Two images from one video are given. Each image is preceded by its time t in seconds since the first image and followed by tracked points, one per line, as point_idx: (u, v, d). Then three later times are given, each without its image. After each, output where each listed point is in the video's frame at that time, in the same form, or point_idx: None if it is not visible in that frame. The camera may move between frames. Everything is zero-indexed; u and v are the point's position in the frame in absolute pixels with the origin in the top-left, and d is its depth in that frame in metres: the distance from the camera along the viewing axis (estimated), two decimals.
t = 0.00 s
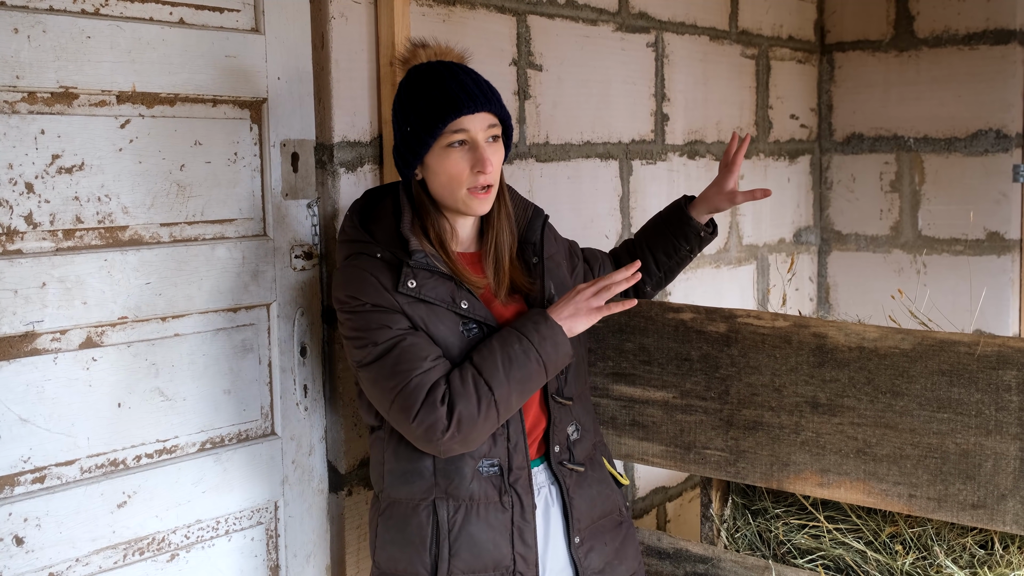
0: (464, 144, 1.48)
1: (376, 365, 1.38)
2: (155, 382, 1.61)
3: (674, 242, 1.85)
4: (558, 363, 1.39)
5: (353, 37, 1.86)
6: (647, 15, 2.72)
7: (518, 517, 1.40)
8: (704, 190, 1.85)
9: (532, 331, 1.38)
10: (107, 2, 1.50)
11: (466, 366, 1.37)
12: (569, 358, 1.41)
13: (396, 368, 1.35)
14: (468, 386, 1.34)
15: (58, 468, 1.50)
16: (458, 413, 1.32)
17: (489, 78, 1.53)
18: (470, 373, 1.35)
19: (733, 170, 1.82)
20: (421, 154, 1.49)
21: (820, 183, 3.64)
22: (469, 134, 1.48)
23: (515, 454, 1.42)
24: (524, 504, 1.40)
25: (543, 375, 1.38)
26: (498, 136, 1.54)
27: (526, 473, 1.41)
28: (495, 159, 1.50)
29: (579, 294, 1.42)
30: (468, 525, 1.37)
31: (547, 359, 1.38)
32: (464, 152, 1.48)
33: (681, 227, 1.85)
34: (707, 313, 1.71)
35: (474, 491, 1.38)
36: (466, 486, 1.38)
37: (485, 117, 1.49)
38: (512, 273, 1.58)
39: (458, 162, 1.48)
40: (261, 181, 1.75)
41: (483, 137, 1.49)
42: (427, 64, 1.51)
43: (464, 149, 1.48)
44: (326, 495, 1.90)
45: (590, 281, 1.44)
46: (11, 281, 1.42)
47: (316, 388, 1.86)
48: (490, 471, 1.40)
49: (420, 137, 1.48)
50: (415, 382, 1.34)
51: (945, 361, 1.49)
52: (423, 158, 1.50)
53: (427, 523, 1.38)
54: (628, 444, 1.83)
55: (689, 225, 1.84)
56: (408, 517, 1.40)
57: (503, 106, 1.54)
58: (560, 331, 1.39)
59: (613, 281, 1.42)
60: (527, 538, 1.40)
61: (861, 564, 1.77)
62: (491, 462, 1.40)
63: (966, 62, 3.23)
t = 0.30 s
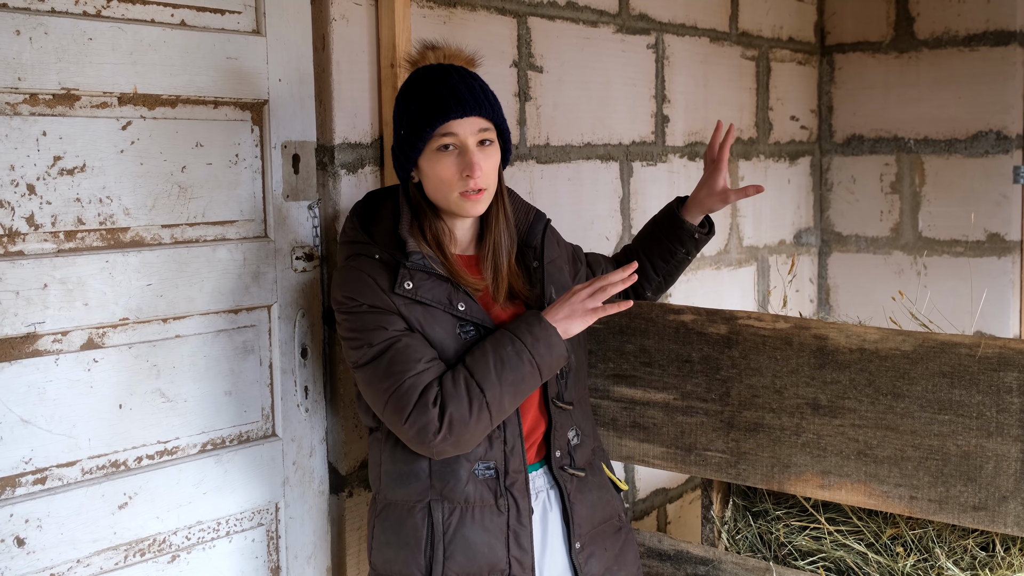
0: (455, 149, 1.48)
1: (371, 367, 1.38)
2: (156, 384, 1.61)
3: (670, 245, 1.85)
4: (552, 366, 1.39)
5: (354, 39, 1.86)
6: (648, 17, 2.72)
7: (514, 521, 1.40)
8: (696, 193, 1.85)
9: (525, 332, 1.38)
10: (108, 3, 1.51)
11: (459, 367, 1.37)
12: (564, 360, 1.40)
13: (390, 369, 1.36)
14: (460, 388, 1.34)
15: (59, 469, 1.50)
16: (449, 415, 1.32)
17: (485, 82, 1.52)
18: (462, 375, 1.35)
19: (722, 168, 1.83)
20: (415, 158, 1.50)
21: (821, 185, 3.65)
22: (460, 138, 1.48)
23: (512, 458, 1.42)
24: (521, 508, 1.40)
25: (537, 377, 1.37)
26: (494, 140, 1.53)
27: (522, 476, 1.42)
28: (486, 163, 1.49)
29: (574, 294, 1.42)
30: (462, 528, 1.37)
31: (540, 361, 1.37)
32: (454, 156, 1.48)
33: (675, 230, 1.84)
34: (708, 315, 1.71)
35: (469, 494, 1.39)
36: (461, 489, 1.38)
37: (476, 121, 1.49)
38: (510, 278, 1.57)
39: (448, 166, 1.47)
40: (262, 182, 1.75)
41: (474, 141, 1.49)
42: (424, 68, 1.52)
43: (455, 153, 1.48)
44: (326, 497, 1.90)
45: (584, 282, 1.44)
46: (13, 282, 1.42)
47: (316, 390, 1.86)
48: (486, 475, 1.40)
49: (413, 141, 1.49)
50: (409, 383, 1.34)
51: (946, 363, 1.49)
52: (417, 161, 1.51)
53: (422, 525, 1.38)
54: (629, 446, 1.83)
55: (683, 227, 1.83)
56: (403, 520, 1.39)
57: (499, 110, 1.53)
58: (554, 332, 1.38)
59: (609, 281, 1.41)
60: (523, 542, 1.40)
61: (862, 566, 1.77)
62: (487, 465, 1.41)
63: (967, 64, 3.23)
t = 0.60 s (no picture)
0: (457, 149, 1.48)
1: (369, 370, 1.38)
2: (157, 387, 1.61)
3: (643, 249, 1.83)
4: (538, 353, 1.37)
5: (355, 42, 1.86)
6: (648, 20, 2.72)
7: (515, 524, 1.40)
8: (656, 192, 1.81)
9: (505, 320, 1.36)
10: (110, 7, 1.51)
11: (450, 365, 1.36)
12: (549, 341, 1.39)
13: (387, 372, 1.36)
14: (451, 387, 1.33)
15: (60, 472, 1.50)
16: (441, 416, 1.32)
17: (488, 84, 1.53)
18: (453, 373, 1.34)
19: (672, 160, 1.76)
20: (417, 158, 1.50)
21: (821, 188, 3.65)
22: (462, 138, 1.48)
23: (513, 461, 1.42)
24: (521, 511, 1.40)
25: (524, 366, 1.36)
26: (496, 142, 1.54)
27: (523, 479, 1.41)
28: (488, 164, 1.49)
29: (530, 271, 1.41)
30: (464, 531, 1.37)
31: (521, 347, 1.35)
32: (455, 156, 1.48)
33: (643, 235, 1.82)
34: (708, 319, 1.71)
35: (471, 497, 1.38)
36: (463, 492, 1.38)
37: (479, 122, 1.49)
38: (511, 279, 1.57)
39: (450, 166, 1.47)
40: (263, 186, 1.75)
41: (476, 142, 1.49)
42: (427, 70, 1.52)
43: (457, 153, 1.48)
44: (327, 500, 1.90)
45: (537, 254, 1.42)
46: (14, 285, 1.43)
47: (317, 393, 1.86)
48: (489, 478, 1.40)
49: (415, 140, 1.49)
50: (405, 385, 1.34)
51: (947, 367, 1.49)
52: (419, 161, 1.51)
53: (424, 528, 1.38)
54: (629, 449, 1.83)
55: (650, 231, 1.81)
56: (404, 523, 1.39)
57: (502, 112, 1.54)
58: (530, 313, 1.37)
59: (553, 239, 1.39)
60: (524, 545, 1.40)
61: (862, 570, 1.78)
62: (489, 468, 1.41)
63: (967, 67, 3.23)
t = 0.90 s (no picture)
0: (471, 153, 1.47)
1: (375, 375, 1.37)
2: (156, 390, 1.61)
3: (631, 246, 1.82)
4: (536, 347, 1.38)
5: (355, 46, 1.86)
6: (648, 24, 2.73)
7: (521, 526, 1.40)
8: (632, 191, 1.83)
9: (502, 317, 1.38)
10: (110, 10, 1.51)
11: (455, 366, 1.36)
12: (546, 334, 1.40)
13: (394, 378, 1.35)
14: (458, 389, 1.33)
15: (59, 476, 1.50)
16: (450, 418, 1.32)
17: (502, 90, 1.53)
18: (458, 375, 1.34)
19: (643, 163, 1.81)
20: (429, 158, 1.49)
21: (821, 192, 3.65)
22: (478, 143, 1.47)
23: (518, 462, 1.42)
24: (527, 513, 1.40)
25: (524, 360, 1.36)
26: (507, 148, 1.54)
27: (528, 480, 1.42)
28: (501, 170, 1.50)
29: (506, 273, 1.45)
30: (472, 533, 1.37)
31: (520, 342, 1.36)
32: (470, 160, 1.47)
33: (628, 231, 1.82)
34: (708, 323, 1.71)
35: (478, 499, 1.38)
36: (470, 494, 1.38)
37: (494, 127, 1.49)
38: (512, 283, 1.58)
39: (464, 169, 1.47)
40: (263, 189, 1.75)
41: (491, 147, 1.49)
42: (443, 71, 1.51)
43: (471, 157, 1.47)
44: (326, 504, 1.90)
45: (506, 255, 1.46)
46: (14, 289, 1.43)
47: (317, 397, 1.86)
48: (495, 479, 1.40)
49: (429, 141, 1.48)
50: (414, 390, 1.33)
51: (947, 372, 1.49)
52: (430, 162, 1.50)
53: (431, 531, 1.37)
54: (629, 453, 1.83)
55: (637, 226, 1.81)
56: (410, 526, 1.38)
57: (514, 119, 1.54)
58: (524, 306, 1.39)
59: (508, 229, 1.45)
60: (529, 545, 1.40)
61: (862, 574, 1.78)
62: (495, 470, 1.41)
63: (967, 71, 3.24)
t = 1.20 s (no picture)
0: (490, 158, 1.49)
1: (393, 387, 1.35)
2: (155, 393, 1.61)
3: (650, 218, 1.85)
4: (560, 358, 1.41)
5: (355, 49, 1.86)
6: (648, 27, 2.73)
7: (532, 528, 1.40)
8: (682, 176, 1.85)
9: (528, 327, 1.39)
10: (110, 13, 1.51)
11: (480, 375, 1.37)
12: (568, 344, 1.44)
13: (417, 388, 1.33)
14: (488, 396, 1.34)
15: (58, 479, 1.49)
16: (483, 425, 1.33)
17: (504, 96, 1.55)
18: (486, 382, 1.35)
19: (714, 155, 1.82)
20: (448, 163, 1.47)
21: (821, 196, 3.65)
22: (496, 148, 1.49)
23: (525, 465, 1.43)
24: (537, 514, 1.41)
25: (548, 369, 1.40)
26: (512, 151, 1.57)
27: (536, 483, 1.43)
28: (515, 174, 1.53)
29: (545, 273, 1.45)
30: (488, 540, 1.37)
31: (549, 353, 1.39)
32: (490, 165, 1.49)
33: (655, 204, 1.85)
34: (708, 326, 1.71)
35: (490, 504, 1.38)
36: (483, 501, 1.38)
37: (509, 132, 1.51)
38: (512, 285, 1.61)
39: (485, 174, 1.49)
40: (263, 192, 1.75)
41: (506, 152, 1.51)
42: (451, 77, 1.50)
43: (491, 162, 1.49)
44: (326, 507, 1.90)
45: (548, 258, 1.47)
46: (14, 292, 1.43)
47: (316, 400, 1.86)
48: (506, 484, 1.41)
49: (450, 146, 1.45)
50: (441, 399, 1.32)
51: (946, 375, 1.48)
52: (447, 168, 1.48)
53: (446, 540, 1.36)
54: (629, 456, 1.83)
55: (667, 202, 1.85)
56: (423, 536, 1.37)
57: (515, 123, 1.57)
58: (553, 321, 1.41)
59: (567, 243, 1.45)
60: (541, 546, 1.41)
61: None
62: (506, 475, 1.41)
63: (967, 74, 3.24)
